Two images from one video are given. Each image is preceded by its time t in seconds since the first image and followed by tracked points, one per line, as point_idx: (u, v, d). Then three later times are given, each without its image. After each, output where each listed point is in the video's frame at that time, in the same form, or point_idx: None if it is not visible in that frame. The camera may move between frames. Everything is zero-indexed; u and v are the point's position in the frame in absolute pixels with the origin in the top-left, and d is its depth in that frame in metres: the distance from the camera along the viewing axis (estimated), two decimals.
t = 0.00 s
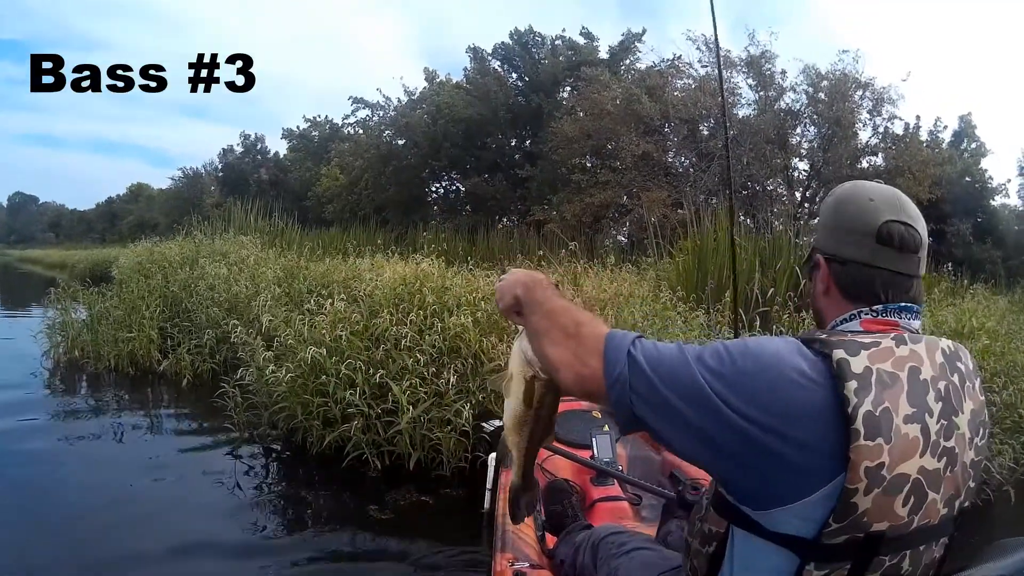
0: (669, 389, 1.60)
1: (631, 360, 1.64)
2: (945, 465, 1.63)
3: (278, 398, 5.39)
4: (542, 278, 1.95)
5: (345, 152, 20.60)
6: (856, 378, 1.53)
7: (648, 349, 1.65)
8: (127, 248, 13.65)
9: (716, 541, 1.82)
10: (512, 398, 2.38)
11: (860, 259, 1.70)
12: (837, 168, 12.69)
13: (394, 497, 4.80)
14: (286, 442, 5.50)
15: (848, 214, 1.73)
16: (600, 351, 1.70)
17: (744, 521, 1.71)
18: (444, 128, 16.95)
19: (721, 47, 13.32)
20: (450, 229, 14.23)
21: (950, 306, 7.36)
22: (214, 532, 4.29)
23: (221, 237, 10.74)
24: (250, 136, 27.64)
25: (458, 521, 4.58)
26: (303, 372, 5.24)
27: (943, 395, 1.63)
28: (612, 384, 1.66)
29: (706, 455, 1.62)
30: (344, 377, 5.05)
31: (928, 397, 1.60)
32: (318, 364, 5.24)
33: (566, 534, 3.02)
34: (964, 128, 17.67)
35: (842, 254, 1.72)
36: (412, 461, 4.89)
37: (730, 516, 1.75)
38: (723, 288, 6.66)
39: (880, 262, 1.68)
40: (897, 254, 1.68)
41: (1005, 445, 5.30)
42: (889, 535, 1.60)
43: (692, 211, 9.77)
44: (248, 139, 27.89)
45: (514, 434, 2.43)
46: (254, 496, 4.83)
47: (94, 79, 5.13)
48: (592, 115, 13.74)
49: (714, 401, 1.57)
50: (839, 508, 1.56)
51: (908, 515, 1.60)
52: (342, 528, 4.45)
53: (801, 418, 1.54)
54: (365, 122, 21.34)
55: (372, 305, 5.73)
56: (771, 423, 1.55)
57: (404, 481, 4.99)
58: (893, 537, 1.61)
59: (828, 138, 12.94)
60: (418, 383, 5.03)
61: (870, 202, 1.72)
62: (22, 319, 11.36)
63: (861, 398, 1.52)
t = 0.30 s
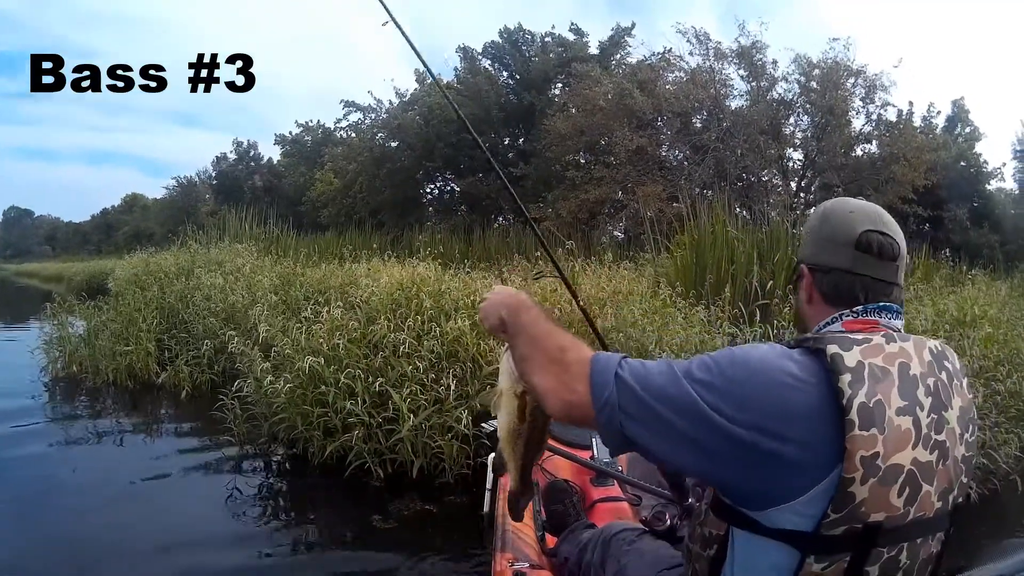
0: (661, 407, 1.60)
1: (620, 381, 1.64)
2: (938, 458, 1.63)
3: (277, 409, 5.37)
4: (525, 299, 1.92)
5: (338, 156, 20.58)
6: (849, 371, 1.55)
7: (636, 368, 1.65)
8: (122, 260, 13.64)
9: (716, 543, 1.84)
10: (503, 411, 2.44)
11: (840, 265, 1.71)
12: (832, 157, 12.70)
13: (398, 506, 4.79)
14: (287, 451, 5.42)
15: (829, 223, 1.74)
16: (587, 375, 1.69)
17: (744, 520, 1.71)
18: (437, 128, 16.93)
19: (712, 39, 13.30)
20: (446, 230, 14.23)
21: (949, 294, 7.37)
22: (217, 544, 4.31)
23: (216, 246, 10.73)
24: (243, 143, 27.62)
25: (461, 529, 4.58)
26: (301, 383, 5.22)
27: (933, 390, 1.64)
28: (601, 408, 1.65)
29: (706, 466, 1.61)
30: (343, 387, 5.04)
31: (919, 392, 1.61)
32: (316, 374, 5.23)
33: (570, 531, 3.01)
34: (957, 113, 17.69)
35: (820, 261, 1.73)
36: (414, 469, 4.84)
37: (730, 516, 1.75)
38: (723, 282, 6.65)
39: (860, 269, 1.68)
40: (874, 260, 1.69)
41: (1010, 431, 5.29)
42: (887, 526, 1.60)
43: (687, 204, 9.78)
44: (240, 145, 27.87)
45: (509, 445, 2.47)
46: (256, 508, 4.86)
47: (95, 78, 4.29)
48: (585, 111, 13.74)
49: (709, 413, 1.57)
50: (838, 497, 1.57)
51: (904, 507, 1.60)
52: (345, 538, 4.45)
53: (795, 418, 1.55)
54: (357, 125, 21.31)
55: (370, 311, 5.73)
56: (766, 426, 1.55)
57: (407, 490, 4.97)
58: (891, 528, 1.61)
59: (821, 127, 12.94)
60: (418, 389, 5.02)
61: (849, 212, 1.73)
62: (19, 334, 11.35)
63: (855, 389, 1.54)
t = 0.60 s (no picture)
0: (658, 419, 1.59)
1: (615, 397, 1.62)
2: (932, 449, 1.64)
3: (276, 419, 5.36)
4: (531, 315, 1.91)
5: (329, 160, 20.54)
6: (843, 363, 1.57)
7: (631, 382, 1.63)
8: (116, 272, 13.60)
9: (717, 542, 1.80)
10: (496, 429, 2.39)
11: (840, 270, 1.75)
12: (824, 144, 12.72)
13: (400, 514, 4.79)
14: (287, 462, 5.43)
15: (823, 231, 1.79)
16: (582, 393, 1.68)
17: (745, 517, 1.71)
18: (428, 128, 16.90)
19: (700, 29, 13.28)
20: (440, 231, 14.20)
21: (946, 278, 7.37)
22: (221, 557, 4.32)
23: (210, 255, 10.70)
24: (234, 150, 27.56)
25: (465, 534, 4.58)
26: (298, 393, 5.22)
27: (925, 382, 1.65)
28: (598, 425, 1.64)
29: (705, 472, 1.61)
30: (340, 396, 5.05)
31: (911, 384, 1.63)
32: (314, 384, 5.23)
33: (570, 532, 3.01)
34: (948, 96, 17.70)
35: (821, 268, 1.77)
36: (415, 475, 4.84)
37: (729, 513, 1.76)
38: (719, 274, 6.65)
39: (858, 273, 1.74)
40: (867, 264, 1.77)
41: (1012, 414, 5.29)
42: (886, 516, 1.60)
43: (680, 197, 9.77)
44: (231, 152, 27.76)
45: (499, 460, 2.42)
46: (258, 518, 4.86)
47: (95, 77, 4.26)
48: (575, 106, 13.71)
49: (706, 421, 1.56)
50: (837, 488, 1.57)
51: (901, 497, 1.61)
52: (348, 547, 4.45)
53: (788, 416, 1.55)
54: (348, 128, 21.25)
55: (365, 318, 5.73)
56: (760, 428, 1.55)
57: (409, 497, 4.96)
58: (890, 518, 1.61)
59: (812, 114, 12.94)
60: (416, 395, 5.01)
61: (840, 221, 1.80)
62: (13, 352, 11.28)
63: (849, 381, 1.55)
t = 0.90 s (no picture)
0: (669, 418, 1.58)
1: (626, 396, 1.61)
2: (943, 453, 1.64)
3: (273, 421, 5.34)
4: (539, 311, 1.95)
5: (326, 161, 20.52)
6: (857, 364, 1.57)
7: (642, 380, 1.62)
8: (113, 273, 13.59)
9: (724, 543, 1.85)
10: (513, 430, 2.45)
11: (859, 268, 1.75)
12: (822, 145, 12.72)
13: (399, 517, 4.77)
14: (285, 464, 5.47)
15: (840, 228, 1.78)
16: (592, 392, 1.67)
17: (755, 518, 1.70)
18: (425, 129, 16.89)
19: (698, 31, 13.29)
20: (437, 231, 14.18)
21: (946, 280, 7.37)
22: (221, 559, 4.32)
23: (206, 255, 10.67)
24: (230, 150, 27.55)
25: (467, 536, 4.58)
26: (296, 395, 5.20)
27: (938, 385, 1.66)
28: (608, 424, 1.63)
29: (714, 473, 1.60)
30: (339, 397, 5.03)
31: (924, 386, 1.62)
32: (311, 385, 5.20)
33: (570, 532, 2.99)
34: (946, 98, 17.74)
35: (840, 265, 1.76)
36: (414, 477, 4.84)
37: (737, 514, 1.76)
38: (718, 275, 6.66)
39: (878, 272, 1.75)
40: (883, 263, 1.78)
41: (1014, 417, 5.29)
42: (895, 519, 1.60)
43: (679, 198, 9.77)
44: (228, 153, 27.72)
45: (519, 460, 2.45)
46: (258, 520, 4.86)
47: (94, 78, 4.25)
48: (572, 107, 13.69)
49: (716, 421, 1.55)
50: (848, 491, 1.57)
51: (912, 501, 1.60)
52: (349, 550, 4.44)
53: (798, 416, 1.55)
54: (345, 128, 21.22)
55: (364, 318, 5.72)
56: (771, 429, 1.55)
57: (409, 499, 4.96)
58: (899, 521, 1.61)
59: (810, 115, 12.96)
60: (416, 398, 4.99)
61: (855, 218, 1.80)
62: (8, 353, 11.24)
63: (863, 382, 1.56)
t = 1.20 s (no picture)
0: (672, 422, 1.58)
1: (630, 400, 1.62)
2: (952, 461, 1.63)
3: (272, 421, 5.32)
4: (547, 308, 1.97)
5: (325, 161, 20.53)
6: (867, 374, 1.55)
7: (646, 384, 1.63)
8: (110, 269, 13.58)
9: (728, 548, 1.85)
10: (519, 424, 2.44)
11: (886, 268, 1.73)
12: (821, 149, 12.73)
13: (400, 520, 4.76)
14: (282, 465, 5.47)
15: (869, 223, 1.75)
16: (598, 395, 1.68)
17: (760, 525, 1.70)
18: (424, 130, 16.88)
19: (699, 34, 13.30)
20: (435, 232, 14.18)
21: (946, 286, 7.37)
22: (220, 559, 4.32)
23: (204, 254, 10.66)
24: (229, 149, 27.55)
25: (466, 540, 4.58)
26: (295, 394, 5.18)
27: (950, 392, 1.64)
28: (612, 428, 1.64)
29: (718, 480, 1.59)
30: (338, 398, 5.01)
31: (935, 395, 1.61)
32: (310, 385, 5.18)
33: (571, 533, 3.01)
34: (945, 103, 17.78)
35: (866, 264, 1.74)
36: (414, 480, 4.83)
37: (741, 519, 1.76)
38: (718, 279, 6.66)
39: (903, 274, 1.74)
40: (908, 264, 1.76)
41: (1015, 424, 5.29)
42: (902, 530, 1.60)
43: (678, 201, 9.78)
44: (226, 151, 27.74)
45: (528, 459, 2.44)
46: (256, 521, 4.85)
47: (94, 79, 4.25)
48: (571, 109, 13.68)
49: (719, 427, 1.54)
50: (856, 503, 1.56)
51: (919, 511, 1.60)
52: (347, 552, 4.42)
53: (805, 425, 1.54)
54: (344, 128, 21.22)
55: (364, 318, 5.70)
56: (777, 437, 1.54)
57: (408, 502, 4.96)
58: (906, 532, 1.60)
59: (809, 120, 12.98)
60: (416, 399, 4.97)
61: (883, 214, 1.77)
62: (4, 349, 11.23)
63: (873, 393, 1.54)
